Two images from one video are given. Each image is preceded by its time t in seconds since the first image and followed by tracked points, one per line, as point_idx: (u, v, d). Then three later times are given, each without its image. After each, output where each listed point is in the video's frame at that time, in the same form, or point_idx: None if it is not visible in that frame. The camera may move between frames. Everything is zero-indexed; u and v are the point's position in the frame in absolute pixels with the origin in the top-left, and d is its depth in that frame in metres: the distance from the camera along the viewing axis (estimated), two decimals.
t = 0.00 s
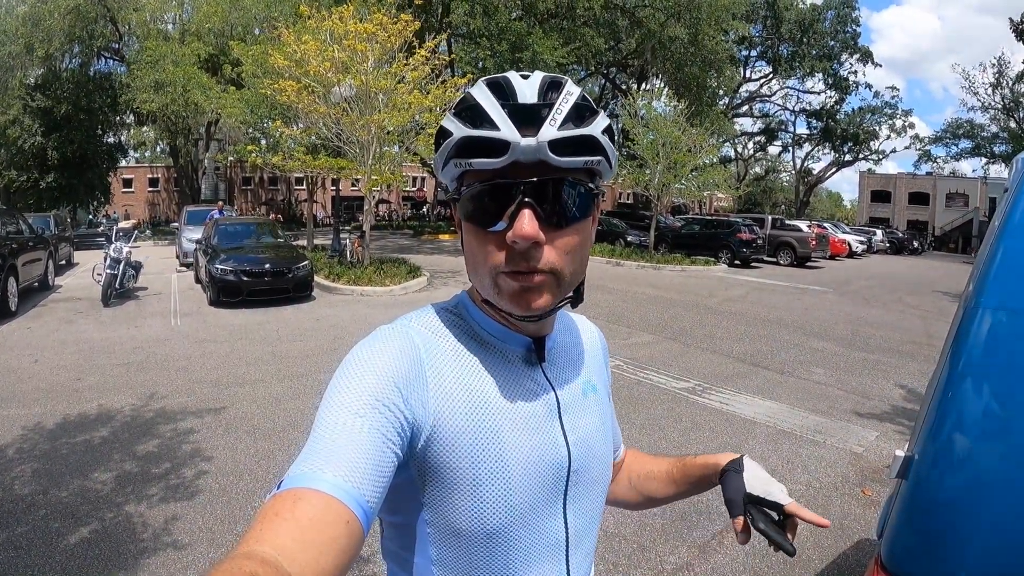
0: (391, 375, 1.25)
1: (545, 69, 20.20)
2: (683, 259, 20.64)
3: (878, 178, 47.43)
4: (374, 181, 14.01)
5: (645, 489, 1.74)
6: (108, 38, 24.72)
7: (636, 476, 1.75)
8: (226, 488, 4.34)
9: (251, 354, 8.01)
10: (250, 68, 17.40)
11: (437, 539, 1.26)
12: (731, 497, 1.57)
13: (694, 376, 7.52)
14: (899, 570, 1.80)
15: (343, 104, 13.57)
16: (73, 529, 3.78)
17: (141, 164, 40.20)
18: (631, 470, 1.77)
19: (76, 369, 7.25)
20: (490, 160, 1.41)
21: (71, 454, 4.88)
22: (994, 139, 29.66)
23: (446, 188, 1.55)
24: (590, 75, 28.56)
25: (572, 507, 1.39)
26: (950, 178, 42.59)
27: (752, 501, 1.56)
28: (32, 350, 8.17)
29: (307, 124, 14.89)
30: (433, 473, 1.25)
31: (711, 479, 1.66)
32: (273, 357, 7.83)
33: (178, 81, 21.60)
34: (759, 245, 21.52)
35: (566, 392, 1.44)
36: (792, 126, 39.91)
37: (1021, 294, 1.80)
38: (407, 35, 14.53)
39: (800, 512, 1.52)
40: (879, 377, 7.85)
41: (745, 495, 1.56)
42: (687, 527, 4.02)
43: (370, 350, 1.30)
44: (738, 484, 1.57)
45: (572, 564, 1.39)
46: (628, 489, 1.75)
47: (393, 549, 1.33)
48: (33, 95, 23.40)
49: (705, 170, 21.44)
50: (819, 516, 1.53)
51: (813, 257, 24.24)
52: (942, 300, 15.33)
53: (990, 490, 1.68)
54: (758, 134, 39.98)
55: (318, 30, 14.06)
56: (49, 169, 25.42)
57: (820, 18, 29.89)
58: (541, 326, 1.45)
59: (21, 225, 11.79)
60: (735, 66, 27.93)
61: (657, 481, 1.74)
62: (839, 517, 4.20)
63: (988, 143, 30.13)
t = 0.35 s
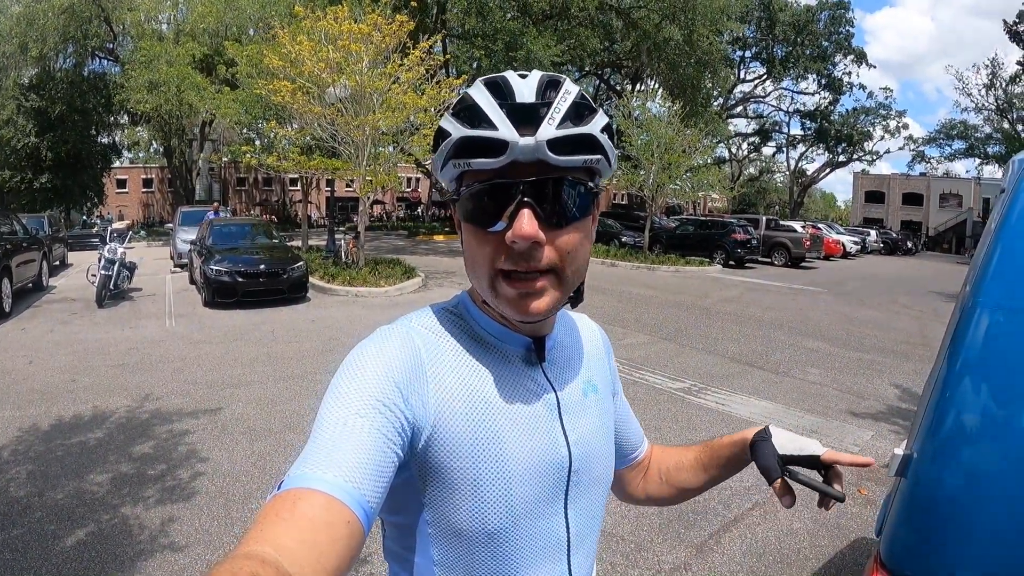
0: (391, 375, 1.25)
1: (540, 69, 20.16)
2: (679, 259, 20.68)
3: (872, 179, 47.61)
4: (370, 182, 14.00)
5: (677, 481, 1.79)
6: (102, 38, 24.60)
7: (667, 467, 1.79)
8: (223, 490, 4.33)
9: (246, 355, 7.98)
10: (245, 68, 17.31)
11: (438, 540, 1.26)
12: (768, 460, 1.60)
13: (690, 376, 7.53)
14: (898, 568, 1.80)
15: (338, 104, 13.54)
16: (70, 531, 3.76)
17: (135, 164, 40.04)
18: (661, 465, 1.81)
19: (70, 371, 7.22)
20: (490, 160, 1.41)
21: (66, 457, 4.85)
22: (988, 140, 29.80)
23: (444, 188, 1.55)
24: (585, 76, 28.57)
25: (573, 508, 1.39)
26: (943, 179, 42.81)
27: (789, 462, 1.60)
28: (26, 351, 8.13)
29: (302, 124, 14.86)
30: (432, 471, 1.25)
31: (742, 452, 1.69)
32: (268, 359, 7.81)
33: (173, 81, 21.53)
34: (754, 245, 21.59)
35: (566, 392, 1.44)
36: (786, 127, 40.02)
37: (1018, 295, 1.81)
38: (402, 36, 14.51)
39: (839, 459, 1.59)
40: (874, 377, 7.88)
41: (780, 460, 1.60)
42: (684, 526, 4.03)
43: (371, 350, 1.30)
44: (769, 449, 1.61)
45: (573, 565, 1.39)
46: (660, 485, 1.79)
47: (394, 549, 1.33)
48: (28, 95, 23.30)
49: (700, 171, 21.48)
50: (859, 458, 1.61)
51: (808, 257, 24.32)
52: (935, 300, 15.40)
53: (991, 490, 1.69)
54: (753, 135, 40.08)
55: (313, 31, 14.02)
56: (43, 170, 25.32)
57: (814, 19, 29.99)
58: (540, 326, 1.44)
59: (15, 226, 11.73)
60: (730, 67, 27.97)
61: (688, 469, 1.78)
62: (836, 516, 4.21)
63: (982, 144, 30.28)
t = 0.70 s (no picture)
0: (391, 377, 1.25)
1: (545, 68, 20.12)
2: (683, 259, 20.65)
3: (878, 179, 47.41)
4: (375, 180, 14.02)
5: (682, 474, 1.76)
6: (108, 36, 24.67)
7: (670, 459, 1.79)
8: (226, 487, 4.34)
9: (250, 353, 8.01)
10: (250, 66, 17.35)
11: (437, 540, 1.26)
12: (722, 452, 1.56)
13: (694, 376, 7.52)
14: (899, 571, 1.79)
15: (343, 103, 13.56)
16: (75, 527, 3.79)
17: (140, 161, 40.20)
18: (672, 460, 1.80)
19: (75, 368, 7.25)
20: (508, 159, 1.41)
21: (70, 453, 4.87)
22: (995, 140, 29.63)
23: (450, 188, 1.54)
24: (590, 75, 28.52)
25: (572, 511, 1.39)
26: (950, 179, 42.59)
27: (736, 469, 1.52)
28: (31, 348, 8.17)
29: (307, 122, 14.89)
30: (431, 470, 1.25)
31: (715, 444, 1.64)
32: (272, 356, 7.83)
33: (178, 78, 21.64)
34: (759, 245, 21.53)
35: (567, 393, 1.44)
36: (792, 126, 39.87)
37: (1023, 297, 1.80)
38: (408, 34, 14.50)
39: (760, 465, 1.48)
40: (879, 378, 7.85)
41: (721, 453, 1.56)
42: (687, 527, 4.02)
43: (372, 350, 1.30)
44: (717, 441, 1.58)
45: (572, 566, 1.39)
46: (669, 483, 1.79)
47: (394, 549, 1.34)
48: (33, 93, 23.36)
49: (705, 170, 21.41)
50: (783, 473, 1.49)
51: (813, 257, 24.24)
52: (941, 301, 15.34)
53: (993, 492, 1.68)
54: (758, 134, 39.95)
55: (318, 29, 14.03)
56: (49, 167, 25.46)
57: (821, 18, 29.86)
58: (544, 327, 1.45)
59: (21, 223, 11.79)
60: (736, 66, 27.90)
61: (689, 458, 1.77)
62: (839, 518, 4.20)
63: (989, 144, 30.11)
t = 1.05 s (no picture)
0: (392, 377, 1.25)
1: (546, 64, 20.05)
2: (685, 256, 20.63)
3: (880, 177, 47.34)
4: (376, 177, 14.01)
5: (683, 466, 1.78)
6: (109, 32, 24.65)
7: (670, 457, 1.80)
8: (227, 483, 4.35)
9: (251, 349, 8.01)
10: (252, 62, 17.28)
11: (436, 539, 1.27)
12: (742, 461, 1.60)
13: (695, 374, 7.51)
14: (898, 570, 1.79)
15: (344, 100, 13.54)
16: (75, 523, 3.79)
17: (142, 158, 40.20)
18: (669, 456, 1.81)
19: (76, 364, 7.25)
20: (496, 159, 1.40)
21: (71, 449, 4.89)
22: (997, 138, 29.57)
23: (446, 187, 1.54)
24: (591, 71, 28.46)
25: (571, 509, 1.38)
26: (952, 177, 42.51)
27: (787, 485, 1.55)
28: (31, 344, 8.17)
29: (308, 119, 14.88)
30: (431, 470, 1.25)
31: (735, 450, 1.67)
32: (273, 353, 7.83)
33: (179, 75, 21.68)
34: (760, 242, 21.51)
35: (566, 393, 1.44)
36: (794, 123, 39.78)
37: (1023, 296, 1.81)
38: (409, 31, 14.46)
39: (816, 481, 1.51)
40: (880, 376, 7.85)
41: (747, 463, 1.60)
42: (687, 525, 4.02)
43: (372, 349, 1.30)
44: (754, 455, 1.58)
45: (571, 565, 1.39)
46: (666, 478, 1.80)
47: (393, 548, 1.34)
48: (34, 90, 23.32)
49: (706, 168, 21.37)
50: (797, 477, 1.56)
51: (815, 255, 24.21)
52: (943, 299, 15.33)
53: (992, 492, 1.68)
54: (760, 131, 39.87)
55: (319, 26, 14.00)
56: (50, 165, 25.45)
57: (823, 15, 29.77)
58: (541, 327, 1.44)
59: (22, 220, 11.79)
60: (738, 63, 27.86)
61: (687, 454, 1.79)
62: (839, 516, 4.20)
63: (991, 142, 30.07)
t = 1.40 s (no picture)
0: (391, 376, 1.25)
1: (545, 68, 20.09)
2: (682, 259, 20.65)
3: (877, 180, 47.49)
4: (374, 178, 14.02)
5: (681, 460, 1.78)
6: (108, 32, 24.61)
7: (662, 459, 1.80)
8: (224, 484, 4.35)
9: (249, 351, 8.01)
10: (250, 64, 17.27)
11: (435, 540, 1.27)
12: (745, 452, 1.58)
13: (692, 376, 7.52)
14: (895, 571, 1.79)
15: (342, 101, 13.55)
16: (72, 524, 3.79)
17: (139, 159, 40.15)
18: (664, 457, 1.82)
19: (73, 365, 7.24)
20: (501, 161, 1.41)
21: (69, 450, 4.88)
22: (994, 142, 29.67)
23: (449, 186, 1.54)
24: (590, 74, 28.50)
25: (570, 509, 1.39)
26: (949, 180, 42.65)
27: (763, 470, 1.55)
28: (28, 345, 8.15)
29: (306, 121, 14.87)
30: (430, 469, 1.26)
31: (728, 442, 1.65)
32: (271, 354, 7.82)
33: (178, 75, 21.71)
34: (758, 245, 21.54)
35: (565, 396, 1.44)
36: (792, 126, 39.86)
37: (1018, 298, 1.81)
38: (407, 33, 14.47)
39: (793, 465, 1.52)
40: (877, 378, 7.86)
41: (741, 452, 1.57)
42: (684, 527, 4.02)
43: (371, 351, 1.30)
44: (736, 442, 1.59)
45: (569, 564, 1.39)
46: (665, 480, 1.80)
47: (392, 549, 1.34)
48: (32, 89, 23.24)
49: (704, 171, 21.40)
50: (816, 470, 1.52)
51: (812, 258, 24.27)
52: (940, 302, 15.37)
53: (989, 493, 1.68)
54: (758, 134, 39.93)
55: (318, 27, 14.01)
56: (48, 165, 25.39)
57: (820, 18, 29.84)
58: (541, 328, 1.44)
59: (19, 220, 11.76)
60: (735, 67, 27.92)
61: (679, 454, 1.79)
62: (835, 518, 4.21)
63: (988, 146, 30.18)
